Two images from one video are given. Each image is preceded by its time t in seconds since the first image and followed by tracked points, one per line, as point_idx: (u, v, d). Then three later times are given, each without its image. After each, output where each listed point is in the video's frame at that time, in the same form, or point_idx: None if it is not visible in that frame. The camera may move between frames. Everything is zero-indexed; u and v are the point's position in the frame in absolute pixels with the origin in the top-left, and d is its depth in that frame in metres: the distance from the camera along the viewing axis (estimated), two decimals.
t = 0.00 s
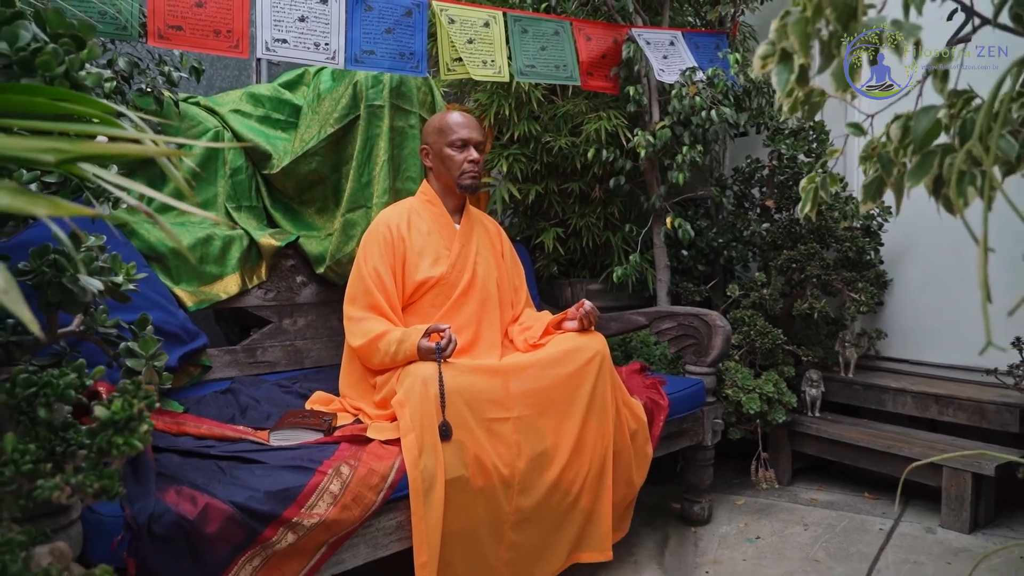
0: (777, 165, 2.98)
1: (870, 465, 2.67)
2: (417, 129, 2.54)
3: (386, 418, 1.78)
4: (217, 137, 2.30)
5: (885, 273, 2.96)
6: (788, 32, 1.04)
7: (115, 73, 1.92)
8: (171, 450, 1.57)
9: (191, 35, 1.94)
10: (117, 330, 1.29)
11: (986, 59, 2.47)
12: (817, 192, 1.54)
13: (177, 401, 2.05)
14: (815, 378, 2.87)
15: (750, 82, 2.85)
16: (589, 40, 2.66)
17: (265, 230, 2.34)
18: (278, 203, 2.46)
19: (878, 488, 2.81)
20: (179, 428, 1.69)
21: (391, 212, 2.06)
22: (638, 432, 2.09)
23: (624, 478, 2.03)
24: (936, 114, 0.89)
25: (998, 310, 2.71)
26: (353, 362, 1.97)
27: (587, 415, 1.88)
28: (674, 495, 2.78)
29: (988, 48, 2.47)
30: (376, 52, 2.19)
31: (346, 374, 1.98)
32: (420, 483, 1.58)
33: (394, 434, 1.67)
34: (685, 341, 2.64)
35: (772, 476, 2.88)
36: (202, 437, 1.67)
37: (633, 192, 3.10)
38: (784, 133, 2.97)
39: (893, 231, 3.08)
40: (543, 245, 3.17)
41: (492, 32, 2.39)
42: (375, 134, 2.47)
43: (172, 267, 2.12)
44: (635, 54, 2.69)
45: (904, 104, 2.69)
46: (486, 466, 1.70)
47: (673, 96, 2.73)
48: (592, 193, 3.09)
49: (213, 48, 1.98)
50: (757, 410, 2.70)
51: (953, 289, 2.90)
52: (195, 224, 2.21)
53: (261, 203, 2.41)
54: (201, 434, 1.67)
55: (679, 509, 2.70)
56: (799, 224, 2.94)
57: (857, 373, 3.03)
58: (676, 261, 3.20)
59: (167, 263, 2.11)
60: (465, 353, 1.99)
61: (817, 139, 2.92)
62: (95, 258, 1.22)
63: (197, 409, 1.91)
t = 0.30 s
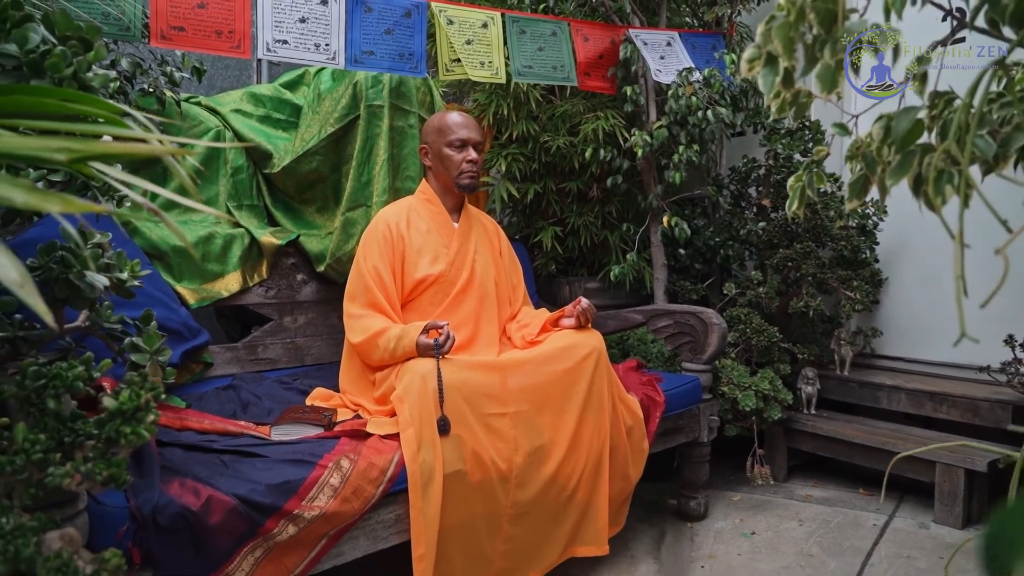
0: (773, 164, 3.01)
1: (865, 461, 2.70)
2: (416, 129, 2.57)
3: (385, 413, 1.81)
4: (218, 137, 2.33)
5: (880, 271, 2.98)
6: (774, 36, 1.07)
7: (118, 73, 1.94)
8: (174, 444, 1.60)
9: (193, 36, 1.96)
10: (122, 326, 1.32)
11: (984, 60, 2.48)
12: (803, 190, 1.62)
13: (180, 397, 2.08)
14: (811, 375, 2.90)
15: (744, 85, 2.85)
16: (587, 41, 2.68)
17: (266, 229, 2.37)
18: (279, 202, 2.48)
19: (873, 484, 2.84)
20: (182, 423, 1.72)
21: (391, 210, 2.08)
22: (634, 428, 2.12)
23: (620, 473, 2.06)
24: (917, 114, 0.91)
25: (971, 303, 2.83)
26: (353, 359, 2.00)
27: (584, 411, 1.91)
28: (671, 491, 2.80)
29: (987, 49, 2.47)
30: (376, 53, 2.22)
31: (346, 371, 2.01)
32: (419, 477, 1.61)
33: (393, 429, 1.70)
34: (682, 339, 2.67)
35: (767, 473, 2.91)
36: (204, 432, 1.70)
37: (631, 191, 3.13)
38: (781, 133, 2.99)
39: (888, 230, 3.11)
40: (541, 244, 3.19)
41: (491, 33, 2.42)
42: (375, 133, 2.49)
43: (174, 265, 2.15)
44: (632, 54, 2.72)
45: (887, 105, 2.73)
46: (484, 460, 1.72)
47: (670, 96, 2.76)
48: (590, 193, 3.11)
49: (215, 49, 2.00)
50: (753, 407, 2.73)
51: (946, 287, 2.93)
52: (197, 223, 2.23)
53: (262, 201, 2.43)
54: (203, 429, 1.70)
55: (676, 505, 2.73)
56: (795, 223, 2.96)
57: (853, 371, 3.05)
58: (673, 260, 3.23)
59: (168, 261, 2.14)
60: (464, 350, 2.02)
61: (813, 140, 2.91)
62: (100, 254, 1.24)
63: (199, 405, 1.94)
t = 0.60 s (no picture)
0: (771, 164, 3.04)
1: (861, 458, 2.72)
2: (416, 129, 2.60)
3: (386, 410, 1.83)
4: (220, 137, 2.35)
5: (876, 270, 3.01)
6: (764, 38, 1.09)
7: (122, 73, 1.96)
8: (178, 440, 1.63)
9: (196, 37, 1.98)
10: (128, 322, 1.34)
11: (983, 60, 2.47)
12: (793, 189, 1.66)
13: (184, 394, 2.11)
14: (807, 373, 2.92)
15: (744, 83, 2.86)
16: (585, 42, 2.71)
17: (267, 228, 2.39)
18: (281, 202, 2.51)
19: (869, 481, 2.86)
20: (185, 419, 1.75)
21: (391, 209, 2.11)
22: (632, 425, 2.14)
23: (618, 469, 2.08)
24: (901, 115, 0.94)
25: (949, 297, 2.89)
26: (354, 356, 2.02)
27: (582, 408, 1.93)
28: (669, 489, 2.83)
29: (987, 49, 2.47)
30: (376, 54, 2.24)
31: (347, 368, 2.03)
32: (419, 472, 1.63)
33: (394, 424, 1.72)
34: (679, 337, 2.69)
35: (764, 470, 2.93)
36: (207, 428, 1.72)
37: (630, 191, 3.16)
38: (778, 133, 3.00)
39: (884, 228, 3.13)
40: (540, 243, 3.22)
41: (490, 35, 2.44)
42: (376, 133, 2.52)
43: (177, 264, 2.17)
44: (630, 55, 2.74)
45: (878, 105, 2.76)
46: (483, 456, 1.75)
47: (668, 97, 2.79)
48: (589, 192, 3.14)
49: (218, 49, 2.02)
50: (750, 405, 2.75)
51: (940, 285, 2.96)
52: (199, 222, 2.26)
53: (263, 201, 2.46)
54: (206, 425, 1.72)
55: (673, 502, 2.75)
56: (792, 222, 2.98)
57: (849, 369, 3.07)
58: (671, 259, 3.25)
59: (171, 259, 2.16)
60: (463, 347, 2.04)
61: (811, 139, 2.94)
62: (107, 252, 1.27)
63: (202, 402, 1.96)
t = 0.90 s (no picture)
0: (768, 164, 3.06)
1: (858, 456, 2.75)
2: (416, 129, 2.62)
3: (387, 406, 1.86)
4: (222, 137, 2.37)
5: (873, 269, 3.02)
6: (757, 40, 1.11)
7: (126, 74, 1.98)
8: (182, 436, 1.65)
9: (199, 38, 2.01)
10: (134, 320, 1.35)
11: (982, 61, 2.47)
12: (786, 188, 1.68)
13: (187, 392, 2.13)
14: (805, 371, 2.95)
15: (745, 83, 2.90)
16: (584, 43, 2.73)
17: (269, 227, 2.41)
18: (282, 201, 2.53)
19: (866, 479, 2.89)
20: (189, 415, 1.77)
21: (392, 209, 2.13)
22: (630, 422, 2.16)
23: (617, 467, 2.10)
24: (889, 117, 0.96)
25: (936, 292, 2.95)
26: (355, 354, 2.04)
27: (581, 405, 1.95)
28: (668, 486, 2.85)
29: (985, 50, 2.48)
30: (377, 54, 2.26)
31: (348, 366, 2.05)
32: (420, 467, 1.66)
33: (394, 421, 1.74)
34: (677, 336, 2.72)
35: (762, 467, 2.95)
36: (210, 424, 1.74)
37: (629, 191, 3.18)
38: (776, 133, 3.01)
39: (881, 227, 3.15)
40: (540, 242, 3.24)
41: (490, 35, 2.47)
42: (376, 133, 2.54)
43: (180, 263, 2.19)
44: (629, 56, 2.77)
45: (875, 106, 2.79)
46: (483, 452, 1.77)
47: (666, 97, 2.81)
48: (588, 192, 3.16)
49: (221, 50, 2.04)
50: (748, 403, 2.77)
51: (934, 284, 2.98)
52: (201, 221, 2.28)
53: (265, 201, 2.48)
54: (209, 421, 1.75)
55: (671, 499, 2.77)
56: (790, 222, 3.00)
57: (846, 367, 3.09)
58: (670, 258, 3.28)
59: (174, 258, 2.18)
60: (463, 345, 2.06)
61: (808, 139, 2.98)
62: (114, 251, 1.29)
63: (205, 399, 1.99)
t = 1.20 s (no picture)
0: (767, 164, 3.08)
1: (855, 454, 2.77)
2: (417, 130, 2.64)
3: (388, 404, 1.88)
4: (225, 138, 2.39)
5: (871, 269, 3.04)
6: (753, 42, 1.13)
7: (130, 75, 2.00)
8: (186, 433, 1.67)
9: (202, 39, 2.03)
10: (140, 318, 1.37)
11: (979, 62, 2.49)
12: (782, 189, 1.69)
13: (189, 391, 2.15)
14: (803, 371, 2.97)
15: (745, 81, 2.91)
16: (584, 45, 2.75)
17: (271, 227, 2.43)
18: (284, 202, 2.55)
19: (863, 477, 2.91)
20: (193, 413, 1.79)
21: (393, 209, 2.15)
22: (629, 421, 2.19)
23: (616, 464, 2.13)
24: (880, 119, 0.99)
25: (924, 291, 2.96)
26: (356, 353, 2.07)
27: (581, 403, 1.97)
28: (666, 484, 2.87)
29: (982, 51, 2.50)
30: (379, 55, 2.28)
31: (349, 364, 2.07)
32: (421, 465, 1.67)
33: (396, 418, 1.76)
34: (676, 335, 2.74)
35: (760, 465, 2.98)
36: (214, 422, 1.76)
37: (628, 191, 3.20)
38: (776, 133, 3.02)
39: (878, 227, 3.17)
40: (540, 242, 3.26)
41: (490, 37, 2.49)
42: (378, 134, 2.56)
43: (183, 262, 2.21)
44: (628, 57, 2.80)
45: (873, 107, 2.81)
46: (483, 450, 1.79)
47: (665, 98, 2.83)
48: (587, 192, 3.18)
49: (223, 52, 2.06)
50: (746, 402, 2.79)
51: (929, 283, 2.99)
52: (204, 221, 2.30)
53: (267, 201, 2.50)
54: (213, 419, 1.77)
55: (670, 497, 2.79)
56: (788, 222, 3.02)
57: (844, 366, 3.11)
58: (669, 258, 3.30)
59: (177, 258, 2.20)
60: (464, 344, 2.08)
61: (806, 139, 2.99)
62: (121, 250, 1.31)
63: (208, 397, 2.01)
